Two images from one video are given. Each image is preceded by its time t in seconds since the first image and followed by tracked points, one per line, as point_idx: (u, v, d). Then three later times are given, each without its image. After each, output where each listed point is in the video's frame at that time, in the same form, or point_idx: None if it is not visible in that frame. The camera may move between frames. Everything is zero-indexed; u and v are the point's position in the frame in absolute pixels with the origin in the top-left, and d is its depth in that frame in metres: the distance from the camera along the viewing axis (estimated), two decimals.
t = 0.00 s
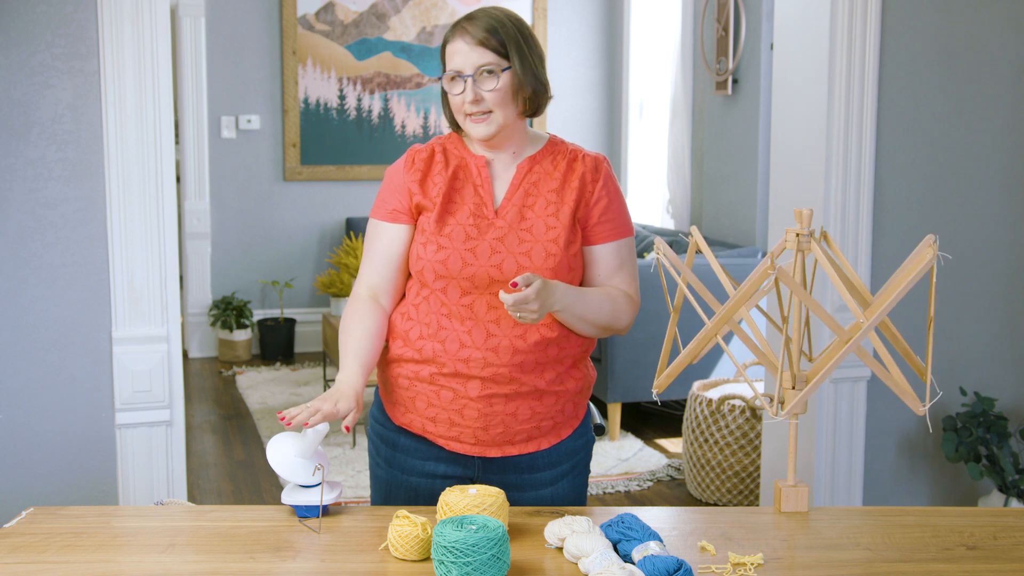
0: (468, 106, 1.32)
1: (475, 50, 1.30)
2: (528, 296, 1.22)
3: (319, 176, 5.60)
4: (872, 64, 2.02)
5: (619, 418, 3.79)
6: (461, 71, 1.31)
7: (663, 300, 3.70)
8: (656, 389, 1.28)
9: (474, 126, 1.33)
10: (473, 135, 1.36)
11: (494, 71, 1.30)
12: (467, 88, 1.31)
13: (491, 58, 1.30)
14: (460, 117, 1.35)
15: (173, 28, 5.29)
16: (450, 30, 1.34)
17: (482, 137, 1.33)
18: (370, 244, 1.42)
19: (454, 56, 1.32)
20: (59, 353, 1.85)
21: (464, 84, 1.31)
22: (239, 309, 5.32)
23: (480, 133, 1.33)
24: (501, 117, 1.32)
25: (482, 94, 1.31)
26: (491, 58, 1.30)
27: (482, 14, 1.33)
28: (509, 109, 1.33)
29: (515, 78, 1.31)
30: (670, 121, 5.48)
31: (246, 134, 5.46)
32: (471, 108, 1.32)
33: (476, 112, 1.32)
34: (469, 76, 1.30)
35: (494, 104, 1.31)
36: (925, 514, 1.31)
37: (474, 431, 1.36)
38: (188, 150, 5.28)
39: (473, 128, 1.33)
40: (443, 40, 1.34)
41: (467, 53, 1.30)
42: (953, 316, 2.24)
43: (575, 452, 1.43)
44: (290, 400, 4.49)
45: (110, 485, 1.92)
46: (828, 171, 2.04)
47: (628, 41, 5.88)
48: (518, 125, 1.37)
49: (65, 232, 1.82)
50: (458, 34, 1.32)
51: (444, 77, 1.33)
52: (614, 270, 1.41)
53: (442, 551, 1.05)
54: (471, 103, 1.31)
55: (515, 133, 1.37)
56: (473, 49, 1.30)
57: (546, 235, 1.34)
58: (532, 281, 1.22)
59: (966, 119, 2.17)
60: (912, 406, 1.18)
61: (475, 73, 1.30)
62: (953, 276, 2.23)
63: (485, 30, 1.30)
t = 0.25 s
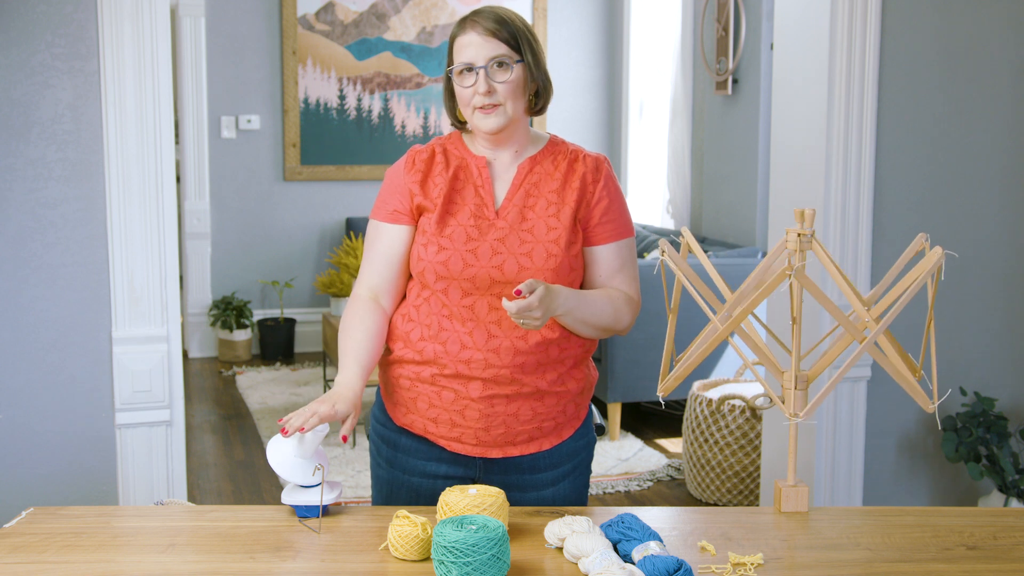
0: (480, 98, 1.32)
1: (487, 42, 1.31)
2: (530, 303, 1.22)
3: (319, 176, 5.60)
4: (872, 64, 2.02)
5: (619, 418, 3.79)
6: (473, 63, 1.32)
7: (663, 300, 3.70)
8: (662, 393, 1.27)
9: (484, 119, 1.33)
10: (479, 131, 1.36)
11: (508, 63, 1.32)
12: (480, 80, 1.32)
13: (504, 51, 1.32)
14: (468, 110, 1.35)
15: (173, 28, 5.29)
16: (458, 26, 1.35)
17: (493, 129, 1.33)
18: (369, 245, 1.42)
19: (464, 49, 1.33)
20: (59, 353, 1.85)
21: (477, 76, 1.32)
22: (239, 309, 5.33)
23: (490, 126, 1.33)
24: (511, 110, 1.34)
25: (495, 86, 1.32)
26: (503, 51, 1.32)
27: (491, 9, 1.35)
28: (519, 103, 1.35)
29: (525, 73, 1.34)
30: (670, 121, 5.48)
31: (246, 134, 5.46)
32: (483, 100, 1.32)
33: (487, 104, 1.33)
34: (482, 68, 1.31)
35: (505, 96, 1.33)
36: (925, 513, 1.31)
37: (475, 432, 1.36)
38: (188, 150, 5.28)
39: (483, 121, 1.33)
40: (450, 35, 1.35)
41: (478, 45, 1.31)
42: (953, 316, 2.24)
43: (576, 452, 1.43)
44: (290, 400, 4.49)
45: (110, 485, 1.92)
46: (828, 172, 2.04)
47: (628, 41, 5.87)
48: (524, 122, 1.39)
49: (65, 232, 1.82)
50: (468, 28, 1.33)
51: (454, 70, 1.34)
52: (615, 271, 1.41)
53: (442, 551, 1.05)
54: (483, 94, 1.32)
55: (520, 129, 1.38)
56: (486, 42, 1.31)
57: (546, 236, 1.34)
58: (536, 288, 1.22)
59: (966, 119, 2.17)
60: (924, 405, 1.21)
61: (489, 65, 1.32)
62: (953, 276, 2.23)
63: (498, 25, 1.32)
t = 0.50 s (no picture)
0: (484, 96, 1.32)
1: (492, 41, 1.32)
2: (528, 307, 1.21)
3: (319, 176, 5.60)
4: (872, 64, 2.02)
5: (619, 418, 3.79)
6: (477, 61, 1.32)
7: (663, 300, 3.71)
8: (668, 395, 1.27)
9: (486, 117, 1.33)
10: (481, 130, 1.36)
11: (512, 63, 1.32)
12: (484, 78, 1.32)
13: (509, 50, 1.32)
14: (469, 108, 1.35)
15: (173, 28, 5.29)
16: (462, 25, 1.35)
17: (495, 128, 1.33)
18: (369, 244, 1.42)
19: (468, 47, 1.33)
20: (59, 353, 1.85)
21: (481, 74, 1.32)
22: (239, 309, 5.33)
23: (492, 124, 1.33)
24: (514, 109, 1.34)
25: (499, 85, 1.32)
26: (508, 50, 1.32)
27: (497, 10, 1.35)
28: (522, 103, 1.35)
29: (529, 73, 1.34)
30: (670, 121, 5.48)
31: (246, 134, 5.46)
32: (486, 98, 1.32)
33: (490, 102, 1.33)
34: (486, 66, 1.32)
35: (509, 95, 1.33)
36: (924, 514, 1.31)
37: (474, 432, 1.36)
38: (188, 150, 5.28)
39: (485, 120, 1.33)
40: (455, 33, 1.35)
41: (483, 43, 1.32)
42: (953, 315, 2.24)
43: (576, 453, 1.43)
44: (290, 400, 4.49)
45: (110, 485, 1.92)
46: (828, 172, 2.04)
47: (628, 41, 5.87)
48: (526, 122, 1.39)
49: (65, 232, 1.82)
50: (473, 26, 1.33)
51: (458, 68, 1.34)
52: (616, 272, 1.41)
53: (442, 551, 1.05)
54: (486, 92, 1.32)
55: (522, 130, 1.38)
56: (491, 40, 1.32)
57: (547, 235, 1.34)
58: (530, 294, 1.22)
59: (966, 119, 2.17)
60: (929, 403, 1.23)
61: (493, 63, 1.32)
62: (953, 276, 2.23)
63: (502, 24, 1.32)
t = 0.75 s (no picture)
0: (484, 93, 1.32)
1: (494, 38, 1.32)
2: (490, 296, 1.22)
3: (318, 176, 5.60)
4: (872, 64, 2.02)
5: (619, 418, 3.79)
6: (478, 58, 1.32)
7: (663, 300, 3.71)
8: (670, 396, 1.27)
9: (487, 114, 1.33)
10: (481, 126, 1.36)
11: (513, 60, 1.32)
12: (485, 75, 1.32)
13: (511, 48, 1.32)
14: (470, 105, 1.35)
15: (173, 28, 5.28)
16: (465, 22, 1.35)
17: (494, 124, 1.33)
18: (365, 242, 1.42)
19: (470, 44, 1.33)
20: (59, 353, 1.85)
21: (482, 71, 1.32)
22: (239, 309, 5.33)
23: (492, 121, 1.33)
24: (514, 106, 1.34)
25: (500, 82, 1.32)
26: (510, 47, 1.32)
27: (499, 9, 1.35)
28: (523, 100, 1.35)
29: (529, 71, 1.34)
30: (670, 121, 5.47)
31: (246, 134, 5.46)
32: (487, 94, 1.32)
33: (491, 99, 1.33)
34: (487, 63, 1.32)
35: (510, 92, 1.33)
36: (925, 513, 1.31)
37: (473, 432, 1.35)
38: (188, 150, 5.28)
39: (485, 117, 1.33)
40: (456, 31, 1.36)
41: (485, 41, 1.32)
42: (953, 315, 2.24)
43: (576, 453, 1.42)
44: (290, 400, 4.49)
45: (110, 485, 1.92)
46: (828, 172, 2.04)
47: (628, 41, 5.87)
48: (526, 120, 1.39)
49: (65, 232, 1.82)
50: (475, 23, 1.33)
51: (459, 64, 1.34)
52: (609, 263, 1.36)
53: (442, 551, 1.05)
54: (488, 88, 1.32)
55: (522, 128, 1.38)
56: (493, 38, 1.32)
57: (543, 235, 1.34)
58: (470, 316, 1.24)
59: (966, 119, 2.17)
60: (930, 402, 1.22)
61: (495, 60, 1.32)
62: (953, 276, 2.23)
63: (505, 22, 1.32)
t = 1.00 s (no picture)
0: (485, 93, 1.32)
1: (492, 38, 1.32)
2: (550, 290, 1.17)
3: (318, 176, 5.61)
4: (872, 64, 2.02)
5: (619, 418, 3.80)
6: (478, 58, 1.32)
7: (663, 300, 3.71)
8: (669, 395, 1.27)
9: (488, 114, 1.33)
10: (482, 126, 1.36)
11: (512, 60, 1.32)
12: (485, 75, 1.32)
13: (510, 47, 1.32)
14: (471, 105, 1.35)
15: (173, 28, 5.28)
16: (463, 24, 1.35)
17: (496, 124, 1.33)
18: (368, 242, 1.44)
19: (469, 45, 1.33)
20: (59, 353, 1.85)
21: (482, 71, 1.32)
22: (239, 309, 5.32)
23: (493, 120, 1.33)
24: (516, 105, 1.34)
25: (500, 81, 1.32)
26: (509, 47, 1.32)
27: (497, 10, 1.36)
28: (524, 99, 1.35)
29: (529, 69, 1.34)
30: (670, 121, 5.47)
31: (246, 134, 5.46)
32: (487, 94, 1.32)
33: (492, 98, 1.33)
34: (487, 63, 1.32)
35: (510, 91, 1.33)
36: (925, 514, 1.31)
37: (469, 432, 1.35)
38: (188, 150, 5.28)
39: (487, 117, 1.33)
40: (455, 33, 1.36)
41: (483, 41, 1.32)
42: (953, 315, 2.24)
43: (574, 455, 1.42)
44: (290, 400, 4.49)
45: (110, 485, 1.92)
46: (828, 172, 2.04)
47: (628, 41, 5.86)
48: (527, 119, 1.38)
49: (65, 232, 1.82)
50: (474, 25, 1.34)
51: (459, 66, 1.34)
52: (603, 259, 1.34)
53: (442, 551, 1.05)
54: (488, 88, 1.32)
55: (524, 127, 1.38)
56: (492, 38, 1.32)
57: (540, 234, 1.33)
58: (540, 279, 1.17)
59: (966, 119, 2.17)
60: (930, 402, 1.22)
61: (494, 60, 1.32)
62: (953, 276, 2.22)
63: (503, 22, 1.33)
